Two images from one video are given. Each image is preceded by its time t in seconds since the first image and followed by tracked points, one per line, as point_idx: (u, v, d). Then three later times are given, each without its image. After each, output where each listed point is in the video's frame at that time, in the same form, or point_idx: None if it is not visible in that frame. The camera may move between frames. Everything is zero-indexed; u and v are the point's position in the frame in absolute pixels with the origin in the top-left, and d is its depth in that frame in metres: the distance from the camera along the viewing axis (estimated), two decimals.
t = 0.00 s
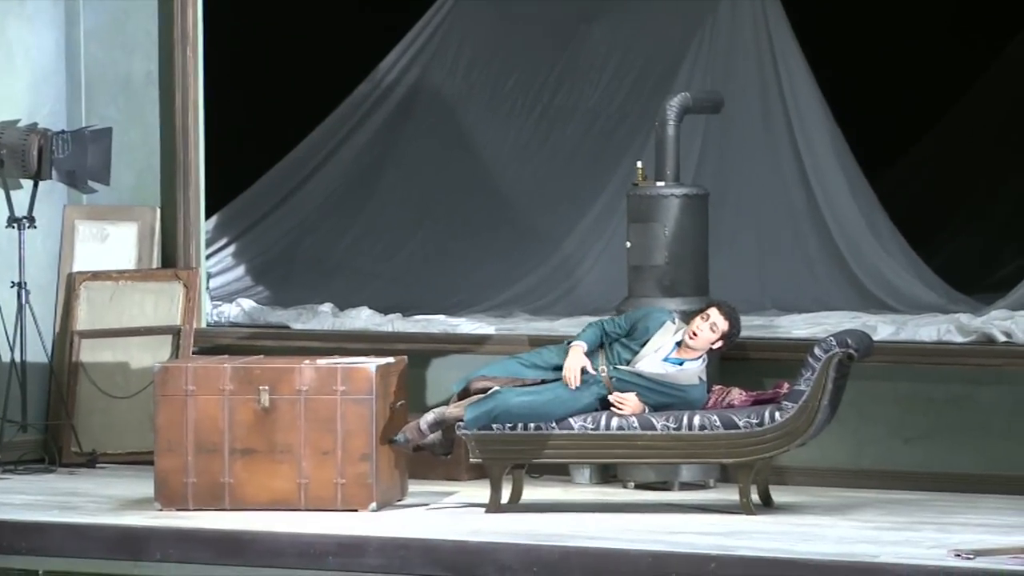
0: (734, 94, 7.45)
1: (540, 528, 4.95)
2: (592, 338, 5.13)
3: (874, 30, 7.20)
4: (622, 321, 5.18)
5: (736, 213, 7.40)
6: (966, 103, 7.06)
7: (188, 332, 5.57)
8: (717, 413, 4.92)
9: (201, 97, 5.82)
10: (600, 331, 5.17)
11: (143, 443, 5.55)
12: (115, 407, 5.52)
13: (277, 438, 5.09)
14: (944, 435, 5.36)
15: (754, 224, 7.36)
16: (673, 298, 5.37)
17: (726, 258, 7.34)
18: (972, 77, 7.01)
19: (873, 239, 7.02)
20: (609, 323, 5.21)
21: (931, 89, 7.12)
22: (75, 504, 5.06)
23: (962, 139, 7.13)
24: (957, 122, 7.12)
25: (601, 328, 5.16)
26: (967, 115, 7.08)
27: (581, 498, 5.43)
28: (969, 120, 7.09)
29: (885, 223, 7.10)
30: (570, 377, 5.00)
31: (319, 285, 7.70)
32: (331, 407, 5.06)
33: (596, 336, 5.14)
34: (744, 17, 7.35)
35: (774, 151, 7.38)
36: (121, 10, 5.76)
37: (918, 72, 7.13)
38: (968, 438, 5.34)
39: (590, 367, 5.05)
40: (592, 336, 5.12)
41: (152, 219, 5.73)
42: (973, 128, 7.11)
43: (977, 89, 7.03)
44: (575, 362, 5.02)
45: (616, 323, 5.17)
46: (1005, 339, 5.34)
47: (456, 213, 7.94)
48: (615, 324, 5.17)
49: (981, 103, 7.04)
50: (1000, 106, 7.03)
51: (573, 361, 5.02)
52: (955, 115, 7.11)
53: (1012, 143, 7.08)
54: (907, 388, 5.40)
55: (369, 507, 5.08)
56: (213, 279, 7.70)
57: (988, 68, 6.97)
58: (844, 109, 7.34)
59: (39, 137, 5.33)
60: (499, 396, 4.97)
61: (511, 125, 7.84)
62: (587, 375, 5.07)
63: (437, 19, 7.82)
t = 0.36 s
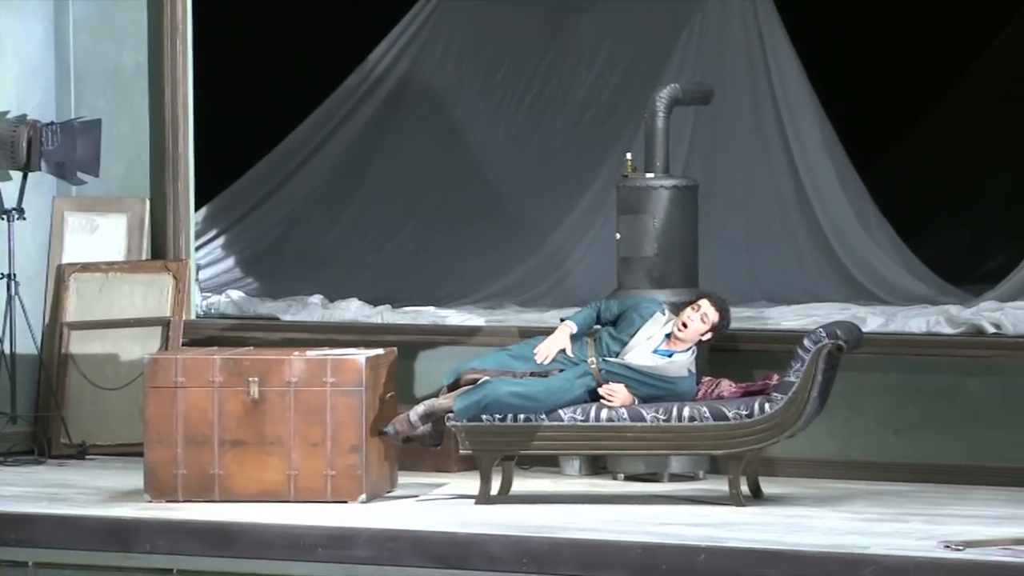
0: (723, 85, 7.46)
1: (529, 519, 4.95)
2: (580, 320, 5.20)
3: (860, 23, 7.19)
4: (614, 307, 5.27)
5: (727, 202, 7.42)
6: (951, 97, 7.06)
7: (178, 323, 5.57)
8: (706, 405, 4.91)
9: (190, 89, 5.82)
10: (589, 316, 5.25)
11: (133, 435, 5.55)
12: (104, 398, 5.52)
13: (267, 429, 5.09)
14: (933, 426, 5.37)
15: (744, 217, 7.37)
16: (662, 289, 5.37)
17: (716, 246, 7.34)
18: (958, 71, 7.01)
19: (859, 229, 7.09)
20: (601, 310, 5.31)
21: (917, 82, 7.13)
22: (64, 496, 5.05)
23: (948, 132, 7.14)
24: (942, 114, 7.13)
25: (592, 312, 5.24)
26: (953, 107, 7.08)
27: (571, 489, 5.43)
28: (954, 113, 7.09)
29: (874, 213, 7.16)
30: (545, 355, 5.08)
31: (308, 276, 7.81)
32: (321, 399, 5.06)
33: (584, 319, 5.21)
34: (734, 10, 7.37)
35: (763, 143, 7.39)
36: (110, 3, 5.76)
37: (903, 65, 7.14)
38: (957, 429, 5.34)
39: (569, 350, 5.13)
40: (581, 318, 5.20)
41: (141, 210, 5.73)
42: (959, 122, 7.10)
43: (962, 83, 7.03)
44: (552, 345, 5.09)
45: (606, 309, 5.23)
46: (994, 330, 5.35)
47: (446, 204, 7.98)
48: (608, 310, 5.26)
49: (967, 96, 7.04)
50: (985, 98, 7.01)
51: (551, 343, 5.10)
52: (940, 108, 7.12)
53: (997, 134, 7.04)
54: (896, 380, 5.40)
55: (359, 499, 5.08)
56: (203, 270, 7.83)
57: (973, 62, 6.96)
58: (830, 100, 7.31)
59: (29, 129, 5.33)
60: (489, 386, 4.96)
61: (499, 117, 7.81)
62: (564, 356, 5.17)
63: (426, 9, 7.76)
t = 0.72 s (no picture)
0: (718, 80, 7.41)
1: (523, 513, 4.95)
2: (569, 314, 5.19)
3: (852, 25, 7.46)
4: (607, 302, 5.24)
5: (720, 198, 7.42)
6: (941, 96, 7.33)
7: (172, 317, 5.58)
8: (700, 399, 4.91)
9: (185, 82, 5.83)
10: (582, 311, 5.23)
11: (127, 429, 5.56)
12: (98, 392, 5.52)
13: (261, 423, 5.10)
14: (927, 420, 5.37)
15: (738, 212, 7.37)
16: (656, 283, 5.37)
17: (710, 241, 7.35)
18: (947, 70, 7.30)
19: (856, 225, 7.03)
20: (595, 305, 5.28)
21: (906, 83, 7.42)
22: (59, 489, 5.05)
23: (938, 132, 7.41)
24: (932, 114, 7.40)
25: (584, 306, 5.22)
26: (941, 107, 7.36)
27: (565, 483, 5.43)
28: (943, 113, 7.36)
29: (868, 205, 7.12)
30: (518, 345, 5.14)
31: (302, 271, 7.73)
32: (315, 392, 5.07)
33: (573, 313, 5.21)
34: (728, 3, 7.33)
35: (758, 139, 7.40)
36: None
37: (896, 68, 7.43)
38: (951, 423, 5.34)
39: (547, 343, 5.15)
40: (569, 313, 5.20)
41: (136, 203, 5.72)
42: (948, 121, 7.37)
43: (951, 83, 7.31)
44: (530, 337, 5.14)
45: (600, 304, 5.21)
46: (988, 324, 5.35)
47: (441, 199, 7.98)
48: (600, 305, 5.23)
49: (955, 96, 7.31)
50: (973, 98, 7.28)
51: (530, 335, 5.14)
52: (930, 108, 7.40)
53: (987, 132, 7.28)
54: (890, 374, 5.40)
55: (353, 493, 5.09)
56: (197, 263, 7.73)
57: (961, 64, 7.25)
58: (825, 101, 7.62)
59: (22, 123, 5.33)
60: (483, 379, 4.95)
61: (493, 113, 7.86)
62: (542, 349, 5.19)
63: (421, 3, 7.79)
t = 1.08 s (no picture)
0: (711, 75, 7.45)
1: (516, 508, 4.95)
2: (554, 311, 5.18)
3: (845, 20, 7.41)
4: (598, 298, 5.21)
5: (713, 191, 7.41)
6: (932, 92, 7.31)
7: (164, 311, 5.59)
8: (693, 394, 4.91)
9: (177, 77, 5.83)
10: (569, 308, 5.22)
11: (119, 424, 5.56)
12: (90, 388, 5.52)
13: (254, 418, 5.11)
14: (920, 415, 5.37)
15: (731, 207, 7.36)
16: (649, 278, 5.37)
17: (703, 236, 7.32)
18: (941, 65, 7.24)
19: (848, 220, 7.07)
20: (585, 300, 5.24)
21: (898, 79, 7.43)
22: (51, 485, 5.05)
23: (931, 127, 7.39)
24: (925, 111, 7.38)
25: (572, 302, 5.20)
26: (933, 103, 7.34)
27: (558, 478, 5.43)
28: (935, 108, 7.34)
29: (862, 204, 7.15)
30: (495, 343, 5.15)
31: (294, 267, 7.77)
32: (308, 387, 5.08)
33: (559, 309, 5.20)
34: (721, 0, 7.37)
35: (752, 133, 7.40)
36: None
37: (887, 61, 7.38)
38: (944, 418, 5.34)
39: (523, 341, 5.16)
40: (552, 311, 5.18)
41: (128, 198, 5.72)
42: (940, 117, 7.36)
43: (944, 79, 7.28)
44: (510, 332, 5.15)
45: (590, 300, 5.20)
46: (982, 319, 5.35)
47: (435, 194, 8.01)
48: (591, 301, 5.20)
49: (947, 93, 7.29)
50: (966, 92, 7.27)
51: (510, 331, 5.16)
52: (922, 105, 7.38)
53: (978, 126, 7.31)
54: (883, 369, 5.41)
55: (346, 488, 5.11)
56: (189, 258, 7.77)
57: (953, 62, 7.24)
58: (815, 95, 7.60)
59: (15, 118, 5.31)
60: (476, 375, 4.95)
61: (486, 107, 7.84)
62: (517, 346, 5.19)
63: None
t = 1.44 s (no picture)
0: (704, 70, 7.40)
1: (509, 503, 4.95)
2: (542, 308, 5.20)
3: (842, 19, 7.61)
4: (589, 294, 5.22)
5: (706, 187, 7.44)
6: (921, 90, 7.37)
7: (157, 306, 5.59)
8: (686, 388, 4.91)
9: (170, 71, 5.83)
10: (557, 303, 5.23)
11: (112, 419, 5.56)
12: (83, 382, 5.52)
13: (247, 413, 5.12)
14: (913, 410, 5.37)
15: (725, 203, 7.38)
16: (642, 273, 5.37)
17: (695, 231, 7.39)
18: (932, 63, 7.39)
19: (842, 215, 7.02)
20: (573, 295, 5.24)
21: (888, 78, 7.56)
22: (44, 479, 5.05)
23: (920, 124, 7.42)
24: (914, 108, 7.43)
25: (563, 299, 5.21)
26: (921, 102, 7.38)
27: (550, 472, 5.43)
28: (924, 107, 7.39)
29: (858, 199, 7.07)
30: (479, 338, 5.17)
31: (288, 261, 7.72)
32: (300, 381, 5.09)
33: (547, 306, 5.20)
34: None
35: (744, 128, 7.39)
36: None
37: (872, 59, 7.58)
38: (936, 412, 5.35)
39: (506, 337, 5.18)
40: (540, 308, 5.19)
41: (121, 193, 5.73)
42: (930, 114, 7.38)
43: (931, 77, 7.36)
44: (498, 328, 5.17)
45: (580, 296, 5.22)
46: (974, 313, 5.35)
47: (429, 189, 7.98)
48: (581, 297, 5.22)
49: (934, 92, 7.34)
50: (954, 91, 7.29)
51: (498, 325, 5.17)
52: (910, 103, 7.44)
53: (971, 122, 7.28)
54: (875, 363, 5.41)
55: (338, 484, 5.10)
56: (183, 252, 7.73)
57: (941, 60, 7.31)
58: (810, 94, 7.75)
59: (7, 112, 5.32)
60: (469, 369, 4.93)
61: (478, 102, 7.84)
62: (499, 343, 5.21)
63: None
